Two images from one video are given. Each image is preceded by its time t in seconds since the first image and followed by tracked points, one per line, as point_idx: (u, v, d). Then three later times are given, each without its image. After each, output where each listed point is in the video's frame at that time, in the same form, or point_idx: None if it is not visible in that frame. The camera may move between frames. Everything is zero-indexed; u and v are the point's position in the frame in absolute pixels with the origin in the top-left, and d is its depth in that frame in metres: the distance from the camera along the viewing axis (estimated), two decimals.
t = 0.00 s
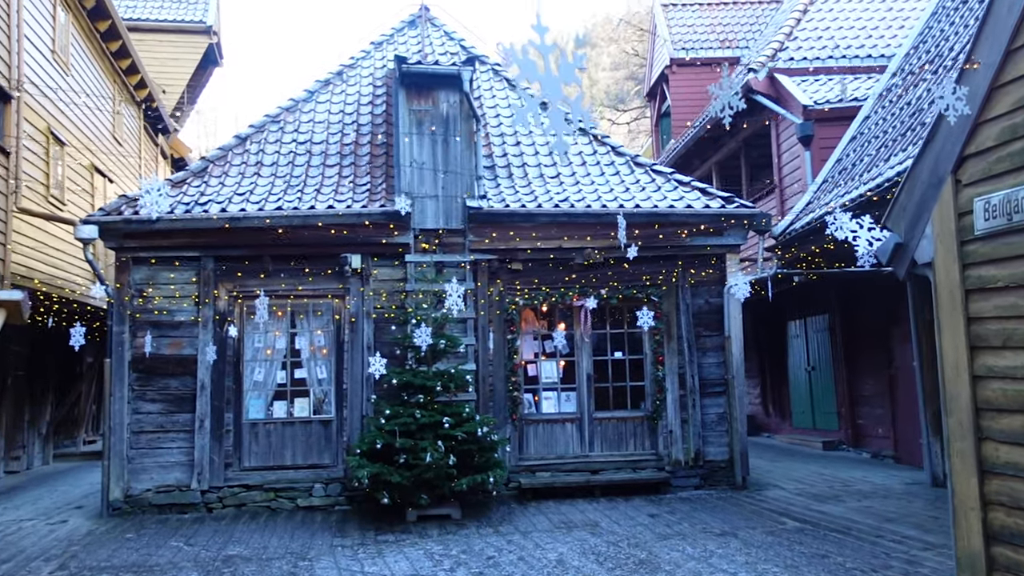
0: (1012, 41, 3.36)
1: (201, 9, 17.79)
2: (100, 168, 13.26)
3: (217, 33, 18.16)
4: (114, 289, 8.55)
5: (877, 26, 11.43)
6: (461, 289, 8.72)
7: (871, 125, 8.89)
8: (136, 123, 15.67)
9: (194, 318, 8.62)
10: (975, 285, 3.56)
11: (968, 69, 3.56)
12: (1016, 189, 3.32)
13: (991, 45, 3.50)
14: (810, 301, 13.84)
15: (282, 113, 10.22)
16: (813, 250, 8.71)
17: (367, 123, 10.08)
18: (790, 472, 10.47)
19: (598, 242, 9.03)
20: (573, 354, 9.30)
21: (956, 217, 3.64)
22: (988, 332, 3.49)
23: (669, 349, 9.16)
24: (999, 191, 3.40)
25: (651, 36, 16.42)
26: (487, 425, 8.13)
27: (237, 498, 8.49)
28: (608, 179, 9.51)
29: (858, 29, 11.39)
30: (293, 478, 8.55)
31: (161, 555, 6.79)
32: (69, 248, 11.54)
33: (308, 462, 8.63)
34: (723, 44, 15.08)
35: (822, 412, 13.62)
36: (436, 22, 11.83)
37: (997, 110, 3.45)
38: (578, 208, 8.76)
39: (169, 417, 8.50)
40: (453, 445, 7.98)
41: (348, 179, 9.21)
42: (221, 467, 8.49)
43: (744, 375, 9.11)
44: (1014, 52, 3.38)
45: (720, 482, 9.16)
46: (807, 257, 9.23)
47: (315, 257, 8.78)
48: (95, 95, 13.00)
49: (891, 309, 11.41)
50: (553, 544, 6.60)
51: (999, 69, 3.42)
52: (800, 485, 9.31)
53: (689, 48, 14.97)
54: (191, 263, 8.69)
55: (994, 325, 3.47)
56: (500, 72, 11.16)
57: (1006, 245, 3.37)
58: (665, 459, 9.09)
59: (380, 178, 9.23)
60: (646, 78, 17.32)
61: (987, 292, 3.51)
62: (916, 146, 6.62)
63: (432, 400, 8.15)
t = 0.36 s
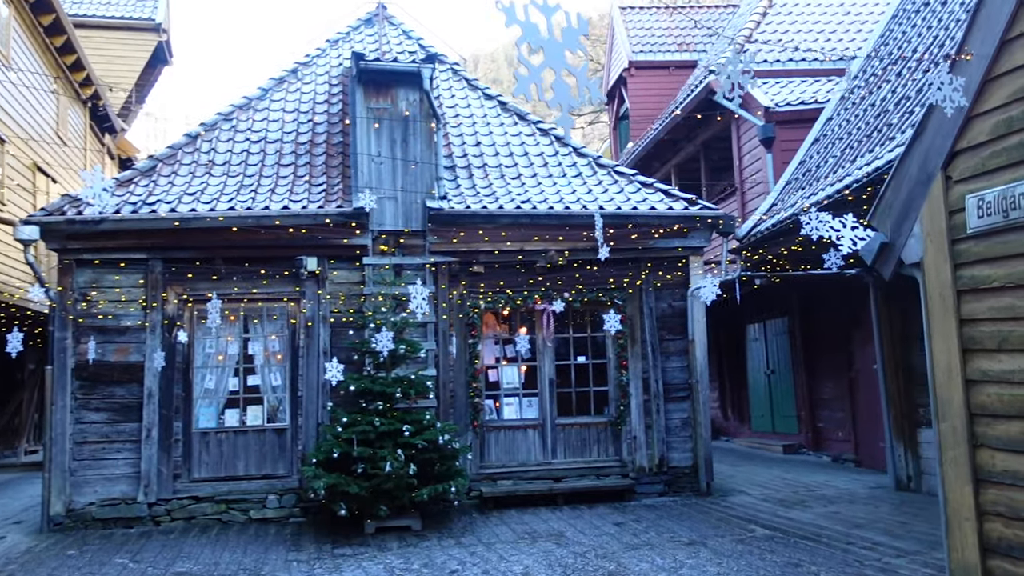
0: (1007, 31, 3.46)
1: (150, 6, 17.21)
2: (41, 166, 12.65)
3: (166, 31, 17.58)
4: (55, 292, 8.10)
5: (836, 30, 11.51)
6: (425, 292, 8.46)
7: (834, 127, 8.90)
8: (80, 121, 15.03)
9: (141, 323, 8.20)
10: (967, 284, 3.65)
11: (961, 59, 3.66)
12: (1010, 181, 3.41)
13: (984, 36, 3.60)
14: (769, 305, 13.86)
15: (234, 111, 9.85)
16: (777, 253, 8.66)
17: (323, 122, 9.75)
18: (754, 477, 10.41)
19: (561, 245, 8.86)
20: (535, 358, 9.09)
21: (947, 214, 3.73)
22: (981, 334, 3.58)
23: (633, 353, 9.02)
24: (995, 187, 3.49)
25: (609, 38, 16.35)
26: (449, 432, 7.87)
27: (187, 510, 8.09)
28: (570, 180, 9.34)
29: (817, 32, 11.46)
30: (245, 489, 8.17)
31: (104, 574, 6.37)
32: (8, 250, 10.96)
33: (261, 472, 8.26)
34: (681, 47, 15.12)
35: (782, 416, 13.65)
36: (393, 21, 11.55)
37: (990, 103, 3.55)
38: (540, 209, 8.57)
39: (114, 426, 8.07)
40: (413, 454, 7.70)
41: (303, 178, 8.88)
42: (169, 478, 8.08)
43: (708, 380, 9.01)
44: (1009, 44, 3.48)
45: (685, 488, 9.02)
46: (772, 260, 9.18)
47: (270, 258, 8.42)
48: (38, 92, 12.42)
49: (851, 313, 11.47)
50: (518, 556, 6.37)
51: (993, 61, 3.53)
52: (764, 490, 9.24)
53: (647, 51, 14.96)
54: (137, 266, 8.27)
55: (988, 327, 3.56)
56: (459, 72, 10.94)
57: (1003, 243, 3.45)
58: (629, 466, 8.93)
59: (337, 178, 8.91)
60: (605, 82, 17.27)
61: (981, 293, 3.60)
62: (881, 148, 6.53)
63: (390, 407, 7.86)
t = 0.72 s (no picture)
0: (986, 25, 3.44)
1: (82, 3, 16.51)
2: None
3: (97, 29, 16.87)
4: None
5: (781, 37, 11.63)
6: (372, 295, 8.18)
7: (784, 133, 8.92)
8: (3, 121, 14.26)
9: (69, 329, 7.71)
10: (944, 287, 3.65)
11: (938, 53, 3.63)
12: (991, 180, 3.40)
13: (961, 28, 3.56)
14: (716, 313, 13.90)
15: (170, 110, 9.41)
16: (728, 259, 8.62)
17: (263, 122, 9.36)
18: (704, 485, 10.36)
19: (510, 250, 8.65)
20: (483, 366, 8.86)
21: (922, 214, 3.73)
22: (959, 337, 3.57)
23: (584, 360, 8.87)
24: (972, 186, 3.49)
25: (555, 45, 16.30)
26: (396, 443, 7.57)
27: (118, 528, 7.60)
28: (519, 184, 9.15)
29: (764, 39, 11.57)
30: (180, 505, 7.72)
31: None
32: None
33: (197, 487, 7.82)
34: (627, 54, 15.04)
35: (729, 423, 13.68)
36: (336, 21, 11.22)
37: (969, 99, 3.54)
38: (490, 213, 8.35)
39: (37, 441, 7.54)
40: (358, 465, 7.38)
41: (242, 180, 8.49)
42: (99, 495, 7.59)
43: (659, 387, 8.90)
44: (988, 37, 3.45)
45: (637, 498, 8.88)
46: (723, 265, 9.14)
47: (206, 260, 7.99)
48: None
49: (799, 321, 11.56)
50: (469, 571, 6.11)
51: (972, 55, 3.51)
52: (715, 498, 9.17)
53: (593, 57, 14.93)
54: (65, 269, 7.77)
55: (966, 330, 3.55)
56: (405, 74, 10.67)
57: (981, 244, 3.45)
58: (580, 475, 8.75)
59: (278, 180, 8.54)
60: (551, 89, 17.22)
61: (959, 295, 3.59)
62: (835, 152, 6.50)
63: (334, 417, 7.52)
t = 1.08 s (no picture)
0: (969, 22, 3.42)
1: None
2: None
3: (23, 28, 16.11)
4: None
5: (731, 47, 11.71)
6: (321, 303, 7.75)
7: (738, 141, 8.93)
8: None
9: None
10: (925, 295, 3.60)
11: (920, 50, 3.61)
12: (976, 182, 3.37)
13: (942, 25, 3.55)
14: (666, 323, 13.87)
15: (104, 111, 8.96)
16: (683, 268, 8.55)
17: (204, 124, 8.97)
18: (656, 497, 10.26)
19: (462, 260, 8.39)
20: (433, 378, 8.60)
21: (902, 219, 3.69)
22: (942, 346, 3.53)
23: (536, 371, 8.67)
24: (954, 189, 3.46)
25: (505, 53, 16.20)
26: (343, 458, 7.24)
27: (43, 552, 7.09)
28: (470, 191, 8.94)
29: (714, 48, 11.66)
30: (112, 526, 7.25)
31: None
32: None
33: (131, 506, 7.36)
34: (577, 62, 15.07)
35: (679, 434, 13.65)
36: (280, 22, 10.87)
37: (952, 98, 3.51)
38: (441, 220, 8.11)
39: None
40: (303, 482, 7.05)
41: (181, 184, 8.09)
42: (23, 516, 7.07)
43: (613, 398, 8.75)
44: (971, 35, 3.44)
45: (590, 512, 8.70)
46: (679, 275, 9.06)
47: (143, 267, 7.56)
48: None
49: (750, 331, 11.59)
50: None
51: (954, 53, 3.49)
52: (669, 511, 9.06)
53: (543, 65, 14.87)
54: None
55: (948, 338, 3.51)
56: (353, 77, 10.39)
57: (964, 249, 3.42)
58: (533, 489, 8.54)
59: (220, 184, 8.16)
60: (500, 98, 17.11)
61: (941, 303, 3.55)
62: (793, 159, 6.49)
63: (278, 431, 7.18)
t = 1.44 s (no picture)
0: (965, 26, 3.43)
1: None
2: None
3: None
4: None
5: (695, 62, 11.74)
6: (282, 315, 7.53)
7: (704, 155, 8.91)
8: None
9: None
10: (919, 307, 3.58)
11: (914, 54, 3.60)
12: (973, 192, 3.35)
13: (937, 28, 3.54)
14: (628, 339, 13.80)
15: (50, 115, 8.58)
16: (650, 283, 8.46)
17: (157, 130, 8.64)
18: (620, 516, 10.12)
19: (427, 274, 8.19)
20: (394, 395, 8.34)
21: (894, 228, 3.67)
22: (937, 361, 3.50)
23: (500, 388, 8.47)
24: (949, 198, 3.45)
25: (465, 66, 16.09)
26: (302, 478, 6.93)
27: None
28: (433, 203, 8.75)
29: (678, 63, 11.69)
30: (53, 551, 6.84)
31: None
32: None
33: (74, 530, 6.97)
34: (538, 75, 15.04)
35: (641, 452, 13.56)
36: (236, 28, 10.59)
37: (946, 104, 3.50)
38: (403, 231, 7.89)
39: None
40: (258, 503, 6.74)
41: (133, 191, 7.75)
42: None
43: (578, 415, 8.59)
44: (966, 39, 3.45)
45: (555, 531, 8.51)
46: (646, 290, 8.98)
47: (90, 278, 7.20)
48: None
49: (714, 347, 11.56)
50: None
51: (949, 58, 3.49)
52: (634, 530, 8.91)
53: (504, 78, 14.79)
54: None
55: (943, 353, 3.48)
56: (312, 86, 10.15)
57: (960, 259, 3.40)
58: (496, 508, 8.33)
59: (173, 193, 7.84)
60: (459, 111, 16.97)
61: (935, 316, 3.53)
62: (764, 172, 6.46)
63: (233, 450, 6.86)
